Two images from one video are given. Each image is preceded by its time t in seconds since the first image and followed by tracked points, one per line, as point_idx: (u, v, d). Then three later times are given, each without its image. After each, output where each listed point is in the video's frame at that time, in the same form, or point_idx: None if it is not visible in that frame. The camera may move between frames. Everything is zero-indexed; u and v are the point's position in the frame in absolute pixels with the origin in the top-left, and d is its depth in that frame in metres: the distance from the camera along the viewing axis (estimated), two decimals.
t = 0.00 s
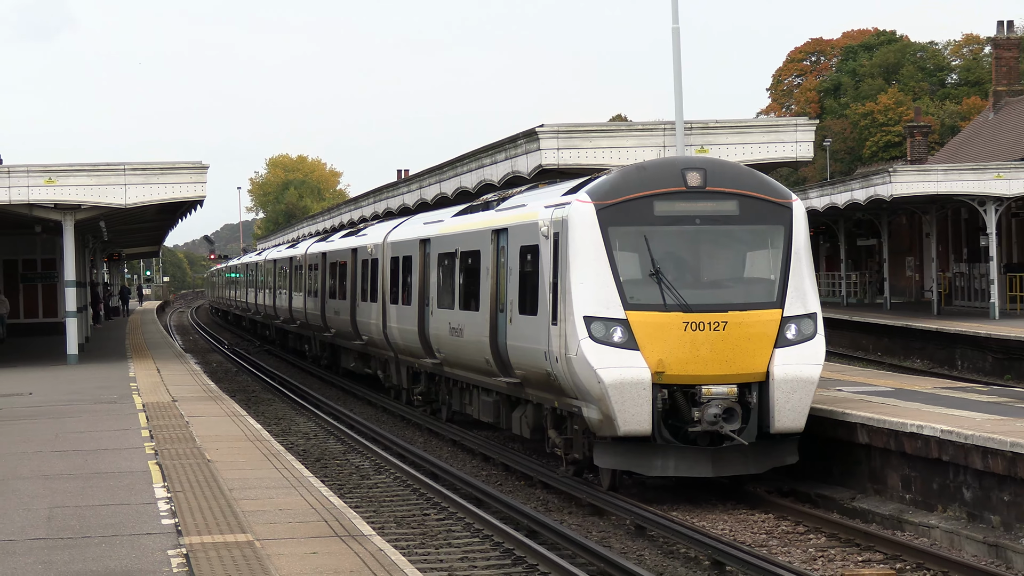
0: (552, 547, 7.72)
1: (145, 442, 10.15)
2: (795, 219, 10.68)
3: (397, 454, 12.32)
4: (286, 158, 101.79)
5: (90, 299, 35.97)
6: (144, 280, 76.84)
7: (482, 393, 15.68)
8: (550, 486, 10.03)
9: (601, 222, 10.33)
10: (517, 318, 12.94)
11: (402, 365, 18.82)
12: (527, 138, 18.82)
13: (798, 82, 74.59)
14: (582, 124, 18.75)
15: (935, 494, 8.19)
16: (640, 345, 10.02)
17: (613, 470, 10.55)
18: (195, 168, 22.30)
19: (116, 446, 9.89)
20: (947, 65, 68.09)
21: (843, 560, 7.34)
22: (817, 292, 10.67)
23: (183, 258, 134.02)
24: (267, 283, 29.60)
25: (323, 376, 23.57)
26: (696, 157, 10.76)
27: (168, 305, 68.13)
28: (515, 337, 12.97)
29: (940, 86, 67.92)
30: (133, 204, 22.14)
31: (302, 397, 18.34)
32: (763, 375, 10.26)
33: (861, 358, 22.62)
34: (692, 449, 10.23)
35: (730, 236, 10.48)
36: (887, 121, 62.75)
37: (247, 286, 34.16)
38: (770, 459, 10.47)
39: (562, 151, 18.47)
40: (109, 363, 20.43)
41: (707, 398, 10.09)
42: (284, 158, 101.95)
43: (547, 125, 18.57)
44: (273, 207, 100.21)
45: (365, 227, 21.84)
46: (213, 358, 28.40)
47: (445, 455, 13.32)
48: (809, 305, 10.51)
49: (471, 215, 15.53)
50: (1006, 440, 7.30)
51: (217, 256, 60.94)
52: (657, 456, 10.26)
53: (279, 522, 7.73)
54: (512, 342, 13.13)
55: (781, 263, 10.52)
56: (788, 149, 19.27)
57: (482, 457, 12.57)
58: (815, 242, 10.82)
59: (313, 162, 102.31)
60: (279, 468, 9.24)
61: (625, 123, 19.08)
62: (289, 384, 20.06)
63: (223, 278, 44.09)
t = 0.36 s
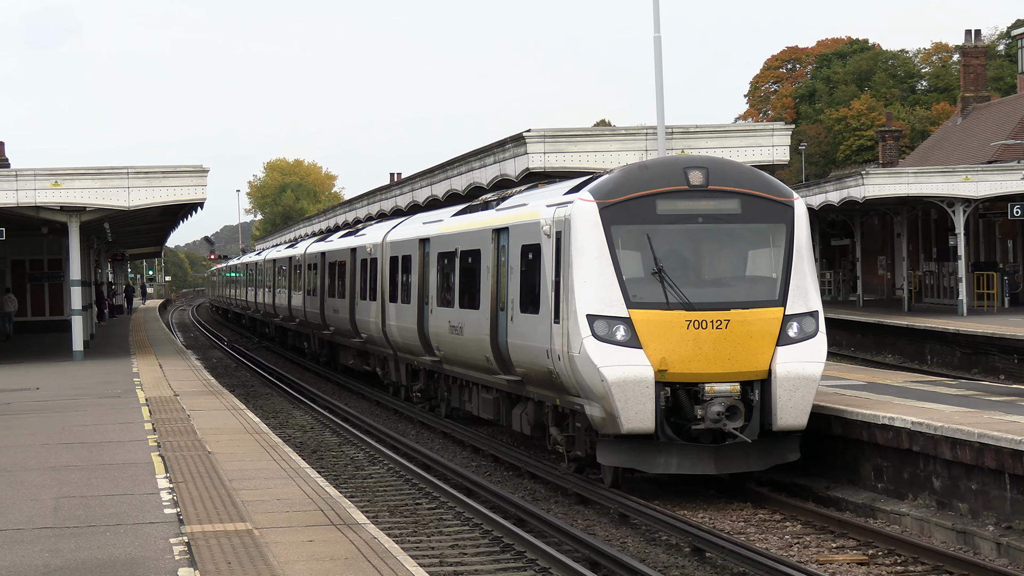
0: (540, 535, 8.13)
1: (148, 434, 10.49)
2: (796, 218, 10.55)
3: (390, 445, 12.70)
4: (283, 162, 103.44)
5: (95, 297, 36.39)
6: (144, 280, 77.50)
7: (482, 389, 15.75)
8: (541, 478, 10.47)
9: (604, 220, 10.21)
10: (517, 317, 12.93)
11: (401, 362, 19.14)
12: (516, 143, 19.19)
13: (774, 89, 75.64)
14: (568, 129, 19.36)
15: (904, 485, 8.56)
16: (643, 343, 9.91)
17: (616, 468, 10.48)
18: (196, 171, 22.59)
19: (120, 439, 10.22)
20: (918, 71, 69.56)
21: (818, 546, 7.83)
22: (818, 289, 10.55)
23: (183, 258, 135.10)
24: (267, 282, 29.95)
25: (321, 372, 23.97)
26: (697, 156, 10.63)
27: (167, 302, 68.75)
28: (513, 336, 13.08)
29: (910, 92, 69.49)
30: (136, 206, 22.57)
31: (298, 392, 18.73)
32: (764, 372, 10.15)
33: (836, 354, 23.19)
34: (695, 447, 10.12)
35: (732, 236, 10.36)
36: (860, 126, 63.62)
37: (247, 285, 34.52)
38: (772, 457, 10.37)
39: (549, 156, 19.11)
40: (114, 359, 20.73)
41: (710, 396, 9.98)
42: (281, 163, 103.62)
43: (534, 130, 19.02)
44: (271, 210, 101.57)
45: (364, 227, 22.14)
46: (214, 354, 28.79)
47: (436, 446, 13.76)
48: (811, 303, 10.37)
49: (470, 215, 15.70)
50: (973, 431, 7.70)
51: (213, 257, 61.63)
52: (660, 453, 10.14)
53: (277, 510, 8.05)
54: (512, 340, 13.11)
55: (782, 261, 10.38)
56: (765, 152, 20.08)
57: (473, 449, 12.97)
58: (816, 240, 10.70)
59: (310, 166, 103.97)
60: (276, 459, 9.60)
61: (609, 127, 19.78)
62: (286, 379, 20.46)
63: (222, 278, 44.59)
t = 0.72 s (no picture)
0: (528, 523, 8.51)
1: (150, 426, 10.85)
2: (797, 216, 10.46)
3: (383, 437, 13.06)
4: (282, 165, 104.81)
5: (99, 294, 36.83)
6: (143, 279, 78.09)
7: (482, 386, 15.77)
8: (529, 469, 10.83)
9: (606, 220, 10.14)
10: (517, 314, 12.83)
11: (399, 358, 19.46)
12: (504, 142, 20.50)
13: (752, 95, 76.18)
14: (555, 134, 21.25)
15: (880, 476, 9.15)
16: (645, 341, 9.80)
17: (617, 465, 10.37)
18: (195, 174, 23.41)
19: (124, 431, 10.57)
20: (890, 78, 70.98)
21: (794, 534, 8.26)
22: (820, 287, 10.43)
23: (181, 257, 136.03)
24: (267, 280, 30.33)
25: (320, 368, 24.36)
26: (699, 155, 10.54)
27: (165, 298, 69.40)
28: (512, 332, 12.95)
29: (882, 98, 70.56)
30: (138, 208, 23.44)
31: (296, 385, 19.12)
32: (766, 370, 10.04)
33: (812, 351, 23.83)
34: (698, 446, 10.00)
35: (734, 234, 10.25)
36: (835, 130, 65.45)
37: (247, 282, 34.92)
38: (775, 456, 10.23)
39: (535, 158, 20.92)
40: (118, 354, 21.06)
41: (713, 394, 9.86)
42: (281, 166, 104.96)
43: (523, 135, 20.99)
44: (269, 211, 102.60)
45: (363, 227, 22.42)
46: (215, 350, 29.14)
47: (428, 439, 14.16)
48: (813, 301, 10.25)
49: (469, 214, 15.78)
50: (944, 423, 8.24)
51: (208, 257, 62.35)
52: (663, 451, 10.01)
53: (275, 500, 8.39)
54: (513, 339, 12.90)
55: (785, 259, 10.27)
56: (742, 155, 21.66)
57: (464, 442, 13.34)
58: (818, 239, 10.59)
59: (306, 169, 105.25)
60: (273, 450, 9.96)
61: (593, 133, 21.57)
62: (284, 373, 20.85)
63: (223, 277, 45.08)
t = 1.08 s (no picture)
0: (511, 513, 8.85)
1: (148, 419, 11.21)
2: (794, 216, 10.43)
3: (372, 431, 13.41)
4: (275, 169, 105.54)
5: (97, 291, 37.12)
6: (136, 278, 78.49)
7: (478, 385, 15.95)
8: (517, 463, 11.16)
9: (604, 219, 10.10)
10: (513, 314, 12.89)
11: (393, 356, 19.77)
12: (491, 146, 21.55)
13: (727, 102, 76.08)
14: (537, 140, 22.44)
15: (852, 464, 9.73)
16: (643, 341, 9.81)
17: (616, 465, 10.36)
18: (193, 177, 23.98)
19: (122, 424, 10.92)
20: (858, 86, 72.46)
21: (766, 523, 8.77)
22: (818, 287, 10.43)
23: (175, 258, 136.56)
24: (261, 279, 30.67)
25: (313, 365, 24.70)
26: (696, 155, 10.55)
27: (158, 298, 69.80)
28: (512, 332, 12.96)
29: (851, 105, 72.49)
30: (137, 210, 23.93)
31: (289, 381, 19.48)
32: (763, 370, 10.05)
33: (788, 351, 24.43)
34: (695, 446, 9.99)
35: (731, 234, 10.24)
36: (806, 136, 66.68)
37: (241, 281, 35.24)
38: (772, 455, 10.23)
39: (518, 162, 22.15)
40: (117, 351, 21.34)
41: (710, 393, 9.90)
42: (273, 169, 105.68)
43: (506, 139, 22.26)
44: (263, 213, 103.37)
45: (358, 227, 22.69)
46: (210, 347, 29.44)
47: (416, 434, 14.51)
48: (810, 301, 10.27)
49: (463, 215, 15.95)
50: (909, 418, 8.79)
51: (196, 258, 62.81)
52: (660, 449, 10.03)
53: (268, 492, 8.71)
54: (508, 338, 13.09)
55: (781, 259, 10.27)
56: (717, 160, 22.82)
57: (452, 437, 13.71)
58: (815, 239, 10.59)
59: (299, 173, 105.96)
60: (266, 443, 10.32)
61: (573, 138, 22.83)
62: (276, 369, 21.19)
63: (217, 276, 45.52)
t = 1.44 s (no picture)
0: (499, 505, 9.21)
1: (147, 415, 11.56)
2: (791, 217, 10.52)
3: (365, 425, 13.77)
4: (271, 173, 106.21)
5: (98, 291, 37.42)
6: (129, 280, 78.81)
7: (474, 383, 16.25)
8: (507, 459, 11.51)
9: (603, 220, 10.18)
10: (512, 314, 13.12)
11: (389, 355, 20.11)
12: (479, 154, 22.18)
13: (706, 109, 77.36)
14: (522, 145, 22.94)
15: (826, 458, 10.22)
16: (643, 340, 9.87)
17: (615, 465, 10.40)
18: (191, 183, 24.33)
19: (123, 419, 11.28)
20: (831, 92, 72.84)
21: (743, 513, 9.20)
22: (815, 287, 10.51)
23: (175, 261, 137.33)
24: (258, 280, 31.02)
25: (310, 364, 25.05)
26: (694, 157, 10.62)
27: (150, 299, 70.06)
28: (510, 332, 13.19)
29: (824, 111, 72.51)
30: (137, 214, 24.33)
31: (285, 378, 19.83)
32: (762, 369, 10.11)
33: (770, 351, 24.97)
34: (695, 443, 10.07)
35: (729, 235, 10.32)
36: (778, 142, 66.92)
37: (238, 282, 35.61)
38: (771, 454, 10.29)
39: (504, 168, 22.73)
40: (118, 349, 21.63)
41: (711, 392, 9.95)
42: (269, 173, 106.33)
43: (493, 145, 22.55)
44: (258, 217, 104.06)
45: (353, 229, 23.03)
46: (208, 345, 29.77)
47: (410, 430, 14.85)
48: (808, 302, 10.35)
49: (460, 216, 16.25)
50: (879, 411, 9.33)
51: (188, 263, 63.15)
52: (660, 448, 10.10)
53: (264, 484, 9.06)
54: (506, 336, 13.36)
55: (779, 260, 10.34)
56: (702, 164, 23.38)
57: (446, 434, 14.07)
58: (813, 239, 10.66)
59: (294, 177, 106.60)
60: (261, 437, 10.68)
61: (556, 143, 23.50)
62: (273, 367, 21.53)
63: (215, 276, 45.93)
